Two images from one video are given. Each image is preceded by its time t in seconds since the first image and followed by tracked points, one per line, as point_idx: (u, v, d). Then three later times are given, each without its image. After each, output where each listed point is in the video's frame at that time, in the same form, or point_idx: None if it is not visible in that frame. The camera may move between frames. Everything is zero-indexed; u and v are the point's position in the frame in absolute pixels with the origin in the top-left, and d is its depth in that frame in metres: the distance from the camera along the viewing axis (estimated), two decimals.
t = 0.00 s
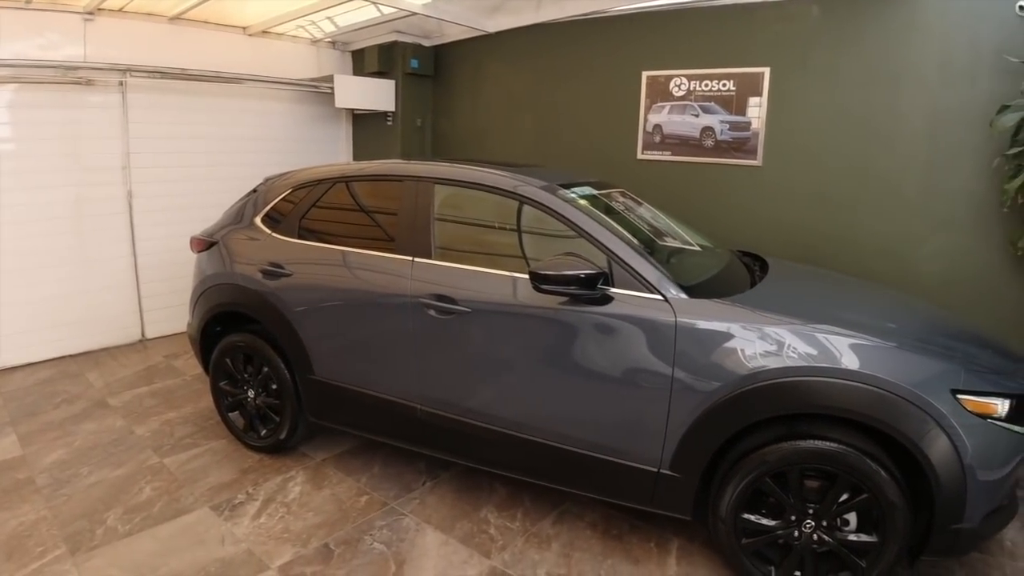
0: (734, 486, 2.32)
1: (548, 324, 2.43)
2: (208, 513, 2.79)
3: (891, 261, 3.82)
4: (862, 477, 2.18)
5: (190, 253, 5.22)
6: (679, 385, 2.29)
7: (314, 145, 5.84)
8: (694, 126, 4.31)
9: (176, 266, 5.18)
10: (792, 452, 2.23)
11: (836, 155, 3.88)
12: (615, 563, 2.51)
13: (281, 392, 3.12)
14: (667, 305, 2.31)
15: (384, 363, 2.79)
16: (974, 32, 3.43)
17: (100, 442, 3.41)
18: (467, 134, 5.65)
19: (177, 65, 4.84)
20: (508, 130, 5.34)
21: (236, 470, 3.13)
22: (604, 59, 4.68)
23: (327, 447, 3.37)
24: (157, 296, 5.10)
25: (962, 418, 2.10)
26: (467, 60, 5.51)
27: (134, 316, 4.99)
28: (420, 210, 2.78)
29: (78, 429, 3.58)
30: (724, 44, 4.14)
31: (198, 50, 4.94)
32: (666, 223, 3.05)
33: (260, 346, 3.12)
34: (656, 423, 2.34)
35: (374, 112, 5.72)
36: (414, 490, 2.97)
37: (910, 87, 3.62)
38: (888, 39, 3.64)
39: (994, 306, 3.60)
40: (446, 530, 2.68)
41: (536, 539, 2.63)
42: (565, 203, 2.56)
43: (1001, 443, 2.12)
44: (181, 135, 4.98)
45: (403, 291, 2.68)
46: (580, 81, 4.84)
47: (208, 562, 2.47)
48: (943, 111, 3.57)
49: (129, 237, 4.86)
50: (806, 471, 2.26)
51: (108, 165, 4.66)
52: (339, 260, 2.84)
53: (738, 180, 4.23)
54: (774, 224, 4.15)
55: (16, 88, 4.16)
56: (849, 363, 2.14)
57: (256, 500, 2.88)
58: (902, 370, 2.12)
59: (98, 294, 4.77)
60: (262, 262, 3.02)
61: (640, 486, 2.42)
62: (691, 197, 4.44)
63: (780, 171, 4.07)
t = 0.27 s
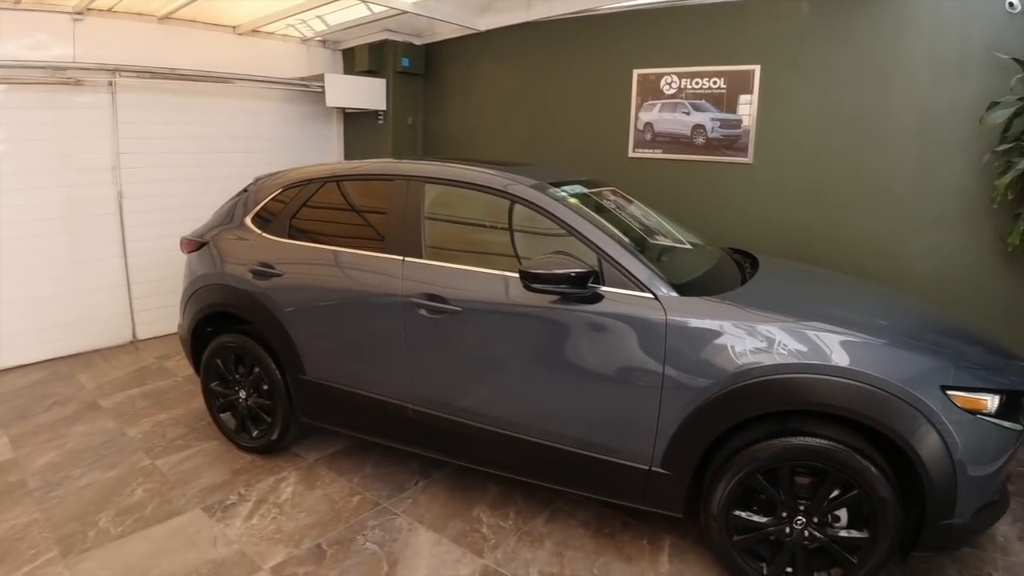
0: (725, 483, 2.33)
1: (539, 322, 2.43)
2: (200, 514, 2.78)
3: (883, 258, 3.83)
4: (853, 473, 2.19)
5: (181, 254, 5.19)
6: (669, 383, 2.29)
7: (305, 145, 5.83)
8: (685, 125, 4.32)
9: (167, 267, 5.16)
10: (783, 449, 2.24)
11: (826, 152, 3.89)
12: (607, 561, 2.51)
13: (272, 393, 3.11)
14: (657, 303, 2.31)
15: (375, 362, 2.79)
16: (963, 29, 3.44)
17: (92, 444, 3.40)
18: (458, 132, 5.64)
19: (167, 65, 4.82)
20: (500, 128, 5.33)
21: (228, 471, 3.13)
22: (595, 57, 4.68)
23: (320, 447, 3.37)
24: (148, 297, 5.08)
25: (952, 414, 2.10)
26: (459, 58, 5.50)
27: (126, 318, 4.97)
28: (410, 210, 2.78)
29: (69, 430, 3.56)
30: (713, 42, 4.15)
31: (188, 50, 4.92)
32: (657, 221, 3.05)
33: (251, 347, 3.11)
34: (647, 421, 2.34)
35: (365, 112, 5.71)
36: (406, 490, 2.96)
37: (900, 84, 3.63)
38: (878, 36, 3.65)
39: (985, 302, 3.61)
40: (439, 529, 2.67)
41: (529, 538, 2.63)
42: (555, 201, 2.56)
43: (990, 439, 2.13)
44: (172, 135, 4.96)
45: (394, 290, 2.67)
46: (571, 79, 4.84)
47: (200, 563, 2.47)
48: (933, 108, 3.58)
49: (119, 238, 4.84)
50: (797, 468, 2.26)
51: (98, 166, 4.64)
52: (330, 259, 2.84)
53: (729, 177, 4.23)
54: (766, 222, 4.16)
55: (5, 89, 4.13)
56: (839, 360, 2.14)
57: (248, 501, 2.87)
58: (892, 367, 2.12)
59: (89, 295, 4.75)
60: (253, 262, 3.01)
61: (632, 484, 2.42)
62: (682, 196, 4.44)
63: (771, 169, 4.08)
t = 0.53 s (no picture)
0: (720, 479, 2.33)
1: (533, 319, 2.42)
2: (195, 515, 2.77)
3: (877, 253, 3.83)
4: (847, 468, 2.19)
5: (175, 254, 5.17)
6: (664, 379, 2.29)
7: (299, 143, 5.81)
8: (679, 121, 4.31)
9: (160, 267, 5.14)
10: (777, 445, 2.24)
11: (820, 148, 3.89)
12: (603, 558, 2.51)
13: (266, 392, 3.10)
14: (651, 300, 2.31)
15: (370, 361, 2.78)
16: (955, 24, 3.45)
17: (85, 445, 3.38)
18: (452, 130, 5.62)
19: (159, 64, 4.80)
20: (493, 125, 5.32)
21: (223, 471, 3.11)
22: (588, 54, 4.68)
23: (314, 447, 3.36)
24: (141, 297, 5.06)
25: (946, 409, 2.11)
26: (452, 56, 5.49)
27: (119, 318, 4.94)
28: (404, 208, 2.77)
29: (63, 432, 3.54)
30: (706, 38, 4.15)
31: (179, 48, 4.90)
32: (651, 218, 3.05)
33: (245, 346, 3.10)
34: (641, 417, 2.34)
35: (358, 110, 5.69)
36: (402, 489, 2.96)
37: (892, 79, 3.64)
38: (871, 32, 3.65)
39: (978, 297, 3.62)
40: (434, 528, 2.67)
41: (525, 535, 2.62)
42: (549, 198, 2.55)
43: (984, 433, 2.13)
44: (164, 134, 4.94)
45: (387, 289, 2.66)
46: (564, 76, 4.83)
47: (195, 563, 2.46)
48: (925, 103, 3.58)
49: (112, 238, 4.82)
50: (792, 463, 2.26)
51: (90, 165, 4.61)
52: (324, 258, 2.83)
53: (723, 174, 4.23)
54: (760, 218, 4.16)
55: None
56: (833, 355, 2.14)
57: (243, 501, 2.86)
58: (886, 362, 2.13)
59: (81, 296, 4.73)
60: (245, 262, 3.00)
61: (627, 481, 2.42)
62: (676, 193, 4.44)
63: (765, 165, 4.08)
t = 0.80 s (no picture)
0: (716, 475, 2.33)
1: (529, 317, 2.42)
2: (191, 514, 2.76)
3: (872, 249, 3.83)
4: (843, 464, 2.19)
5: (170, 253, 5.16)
6: (660, 376, 2.29)
7: (293, 142, 5.79)
8: (674, 118, 4.31)
9: (155, 266, 5.12)
10: (773, 441, 2.24)
11: (815, 144, 3.89)
12: (600, 555, 2.51)
13: (262, 391, 3.09)
14: (647, 296, 2.31)
15: (365, 359, 2.77)
16: (950, 21, 3.45)
17: (81, 446, 3.37)
18: (447, 128, 5.61)
19: (152, 62, 4.77)
20: (489, 123, 5.31)
21: (219, 470, 3.11)
22: (582, 51, 4.67)
23: (310, 445, 3.35)
24: (136, 296, 5.05)
25: (942, 404, 2.11)
26: (447, 53, 5.48)
27: (114, 318, 4.93)
28: (398, 206, 2.76)
29: (58, 432, 3.53)
30: (700, 35, 4.14)
31: (173, 47, 4.88)
32: (647, 215, 3.05)
33: (240, 345, 3.09)
34: (637, 414, 2.34)
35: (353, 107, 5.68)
36: (398, 487, 2.96)
37: (887, 75, 3.64)
38: (865, 28, 3.65)
39: (974, 293, 3.63)
40: (431, 526, 2.67)
41: (521, 533, 2.62)
42: (544, 196, 2.55)
43: (980, 428, 2.14)
44: (158, 133, 4.92)
45: (382, 287, 2.66)
46: (559, 73, 4.83)
47: (191, 563, 2.45)
48: (920, 99, 3.58)
49: (106, 237, 4.80)
50: (788, 459, 2.26)
51: (84, 165, 4.60)
52: (319, 257, 2.82)
53: (718, 171, 4.23)
54: (755, 215, 4.16)
55: None
56: (828, 350, 2.14)
57: (239, 500, 2.86)
58: (881, 357, 2.13)
59: (76, 296, 4.71)
60: (240, 260, 2.99)
61: (623, 477, 2.42)
62: (672, 190, 4.44)
63: (760, 162, 4.08)
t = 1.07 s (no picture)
0: (711, 472, 2.34)
1: (524, 315, 2.42)
2: (186, 514, 2.76)
3: (867, 247, 3.84)
4: (838, 460, 2.20)
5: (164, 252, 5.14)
6: (655, 374, 2.29)
7: (288, 140, 5.78)
8: (669, 117, 4.32)
9: (149, 265, 5.11)
10: (768, 438, 2.24)
11: (810, 142, 3.90)
12: (595, 552, 2.52)
13: (257, 390, 3.09)
14: (641, 294, 2.31)
15: (360, 358, 2.77)
16: (943, 19, 3.47)
17: (76, 446, 3.36)
18: (442, 126, 5.61)
19: (146, 61, 4.76)
20: (484, 121, 5.31)
21: (214, 470, 3.10)
22: (577, 49, 4.67)
23: (306, 444, 3.35)
24: (130, 296, 5.03)
25: (935, 401, 2.12)
26: (441, 52, 5.47)
27: (108, 318, 4.91)
28: (393, 205, 2.76)
29: (53, 432, 3.52)
30: (695, 33, 4.15)
31: (166, 46, 4.86)
32: (642, 213, 3.06)
33: (235, 345, 3.08)
34: (632, 412, 2.35)
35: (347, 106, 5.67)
36: (394, 486, 2.96)
37: (881, 73, 3.64)
38: (860, 26, 3.66)
39: (968, 290, 3.65)
40: (427, 524, 2.67)
41: (517, 530, 2.63)
42: (539, 194, 2.55)
43: (974, 425, 2.15)
44: (152, 132, 4.90)
45: (377, 285, 2.66)
46: (554, 72, 4.83)
47: (187, 563, 2.45)
48: (914, 97, 3.59)
49: (100, 236, 4.78)
50: (782, 456, 2.27)
51: (78, 164, 4.58)
52: (313, 255, 2.81)
53: (713, 169, 4.24)
54: (751, 213, 4.16)
55: None
56: (822, 348, 2.15)
57: (235, 499, 2.85)
58: (874, 355, 2.14)
59: (70, 296, 4.69)
60: (234, 260, 2.98)
61: (619, 475, 2.42)
62: (667, 188, 4.45)
63: (755, 160, 4.08)
